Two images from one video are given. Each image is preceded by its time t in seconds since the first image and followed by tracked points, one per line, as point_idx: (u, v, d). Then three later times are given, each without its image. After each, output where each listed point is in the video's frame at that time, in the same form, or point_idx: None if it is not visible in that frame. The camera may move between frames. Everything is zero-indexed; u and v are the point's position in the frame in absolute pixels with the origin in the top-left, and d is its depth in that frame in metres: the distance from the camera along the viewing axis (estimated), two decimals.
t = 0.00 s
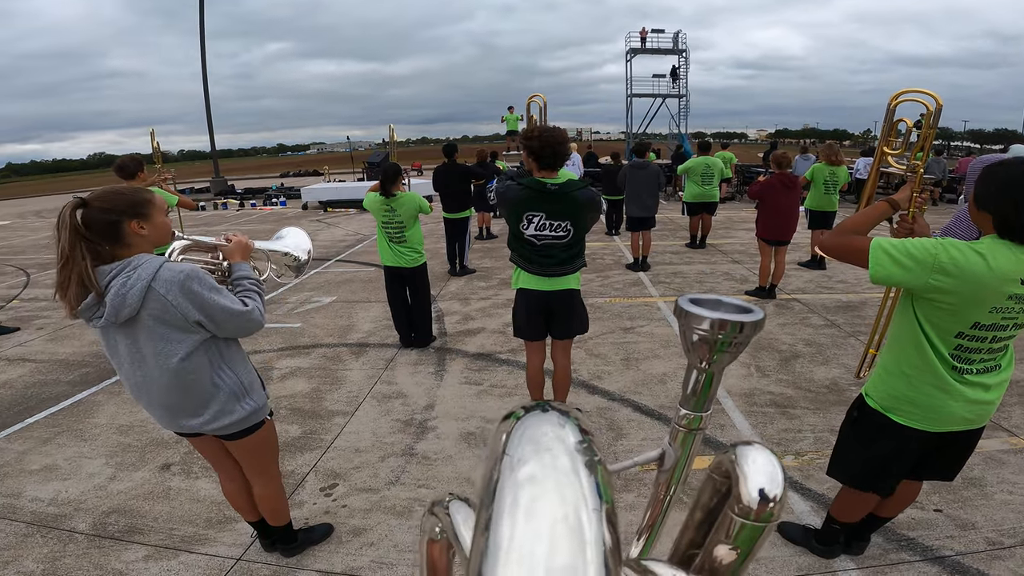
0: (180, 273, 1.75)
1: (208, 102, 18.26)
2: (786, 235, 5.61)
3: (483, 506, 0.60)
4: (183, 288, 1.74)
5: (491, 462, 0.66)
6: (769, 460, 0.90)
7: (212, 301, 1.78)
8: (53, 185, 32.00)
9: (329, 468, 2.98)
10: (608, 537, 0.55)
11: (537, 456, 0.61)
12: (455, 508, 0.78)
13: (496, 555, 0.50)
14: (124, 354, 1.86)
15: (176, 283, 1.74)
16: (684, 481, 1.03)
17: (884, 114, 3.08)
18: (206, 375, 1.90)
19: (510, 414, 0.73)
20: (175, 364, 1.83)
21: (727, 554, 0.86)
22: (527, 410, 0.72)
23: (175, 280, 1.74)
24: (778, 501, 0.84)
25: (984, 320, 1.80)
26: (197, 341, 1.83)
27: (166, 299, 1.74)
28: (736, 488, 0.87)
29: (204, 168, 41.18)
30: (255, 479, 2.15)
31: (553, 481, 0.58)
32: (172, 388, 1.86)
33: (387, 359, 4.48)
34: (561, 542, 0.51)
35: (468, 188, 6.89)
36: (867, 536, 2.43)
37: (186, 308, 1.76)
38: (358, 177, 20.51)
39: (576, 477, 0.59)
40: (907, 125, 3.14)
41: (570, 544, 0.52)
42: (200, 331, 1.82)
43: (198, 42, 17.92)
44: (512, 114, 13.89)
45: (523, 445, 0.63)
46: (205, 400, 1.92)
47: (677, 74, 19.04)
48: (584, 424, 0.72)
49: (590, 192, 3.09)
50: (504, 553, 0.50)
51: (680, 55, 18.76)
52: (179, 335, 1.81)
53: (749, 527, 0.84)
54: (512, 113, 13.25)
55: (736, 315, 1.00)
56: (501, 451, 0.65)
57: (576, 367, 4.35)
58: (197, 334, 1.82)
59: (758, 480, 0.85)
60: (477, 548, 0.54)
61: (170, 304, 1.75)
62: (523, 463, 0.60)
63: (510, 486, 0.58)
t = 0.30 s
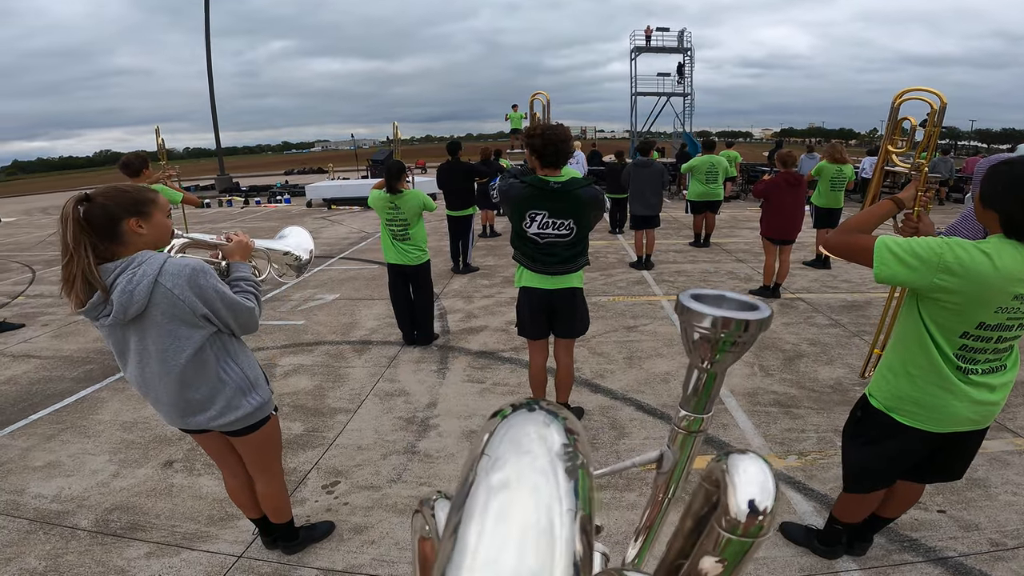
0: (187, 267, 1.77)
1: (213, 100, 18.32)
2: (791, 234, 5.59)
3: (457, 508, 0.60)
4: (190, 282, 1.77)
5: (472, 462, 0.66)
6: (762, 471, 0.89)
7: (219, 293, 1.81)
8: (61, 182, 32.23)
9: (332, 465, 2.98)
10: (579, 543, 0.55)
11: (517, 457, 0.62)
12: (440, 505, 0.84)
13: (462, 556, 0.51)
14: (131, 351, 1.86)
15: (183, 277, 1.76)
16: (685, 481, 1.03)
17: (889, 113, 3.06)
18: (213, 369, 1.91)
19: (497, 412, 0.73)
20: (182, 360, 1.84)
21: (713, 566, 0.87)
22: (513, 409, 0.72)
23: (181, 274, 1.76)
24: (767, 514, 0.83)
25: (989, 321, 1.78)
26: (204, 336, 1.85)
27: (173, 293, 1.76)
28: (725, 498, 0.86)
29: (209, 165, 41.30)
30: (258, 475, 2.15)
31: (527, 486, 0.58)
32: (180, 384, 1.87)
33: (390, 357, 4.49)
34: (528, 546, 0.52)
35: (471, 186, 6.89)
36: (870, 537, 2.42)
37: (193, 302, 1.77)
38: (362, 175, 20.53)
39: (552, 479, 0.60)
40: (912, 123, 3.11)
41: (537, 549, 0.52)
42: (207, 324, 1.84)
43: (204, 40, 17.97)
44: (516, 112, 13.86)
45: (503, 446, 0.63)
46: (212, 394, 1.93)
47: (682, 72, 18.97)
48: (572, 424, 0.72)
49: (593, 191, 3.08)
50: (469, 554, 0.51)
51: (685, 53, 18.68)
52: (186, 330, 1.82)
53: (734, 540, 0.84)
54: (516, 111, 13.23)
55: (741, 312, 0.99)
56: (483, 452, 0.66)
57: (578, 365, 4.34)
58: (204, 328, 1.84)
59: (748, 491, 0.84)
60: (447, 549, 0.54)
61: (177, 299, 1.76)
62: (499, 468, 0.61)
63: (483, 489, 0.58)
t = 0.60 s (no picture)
0: (201, 266, 1.77)
1: (217, 98, 18.35)
2: (796, 235, 5.56)
3: (527, 512, 0.61)
4: (204, 281, 1.76)
5: (531, 469, 0.67)
6: (807, 473, 0.89)
7: (233, 291, 1.82)
8: (65, 180, 32.31)
9: (337, 465, 2.97)
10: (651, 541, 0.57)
11: (579, 462, 0.63)
12: (489, 507, 0.80)
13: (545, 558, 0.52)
14: (145, 352, 1.85)
15: (197, 276, 1.76)
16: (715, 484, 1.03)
17: (900, 115, 3.04)
18: (226, 368, 1.90)
19: (543, 422, 0.73)
20: (197, 360, 1.83)
21: (760, 561, 0.87)
22: (561, 418, 0.72)
23: (196, 273, 1.76)
24: (816, 514, 0.84)
25: (998, 323, 1.77)
26: (218, 335, 1.84)
27: (188, 292, 1.75)
28: (775, 499, 0.86)
29: (212, 164, 41.39)
30: (266, 474, 2.15)
31: (596, 489, 0.59)
32: (195, 384, 1.86)
33: (394, 357, 4.48)
34: (606, 545, 0.54)
35: (475, 186, 6.88)
36: (876, 539, 2.39)
37: (208, 300, 1.77)
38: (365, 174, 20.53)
39: (617, 481, 0.61)
40: (923, 125, 3.08)
41: (616, 548, 0.54)
42: (221, 323, 1.84)
43: (209, 39, 18.01)
44: (520, 112, 13.86)
45: (566, 451, 0.64)
46: (227, 394, 1.92)
47: (685, 73, 18.95)
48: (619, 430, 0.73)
49: (601, 191, 3.06)
50: (554, 556, 0.52)
51: (689, 53, 18.63)
52: (201, 330, 1.81)
53: (784, 538, 0.84)
54: (519, 111, 13.23)
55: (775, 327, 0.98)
56: (541, 459, 0.66)
57: (583, 366, 4.33)
58: (219, 327, 1.84)
59: (797, 492, 0.84)
60: (526, 554, 0.55)
61: (193, 299, 1.76)
62: (566, 472, 0.61)
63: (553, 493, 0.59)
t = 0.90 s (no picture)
0: (208, 268, 1.77)
1: (221, 101, 18.43)
2: (798, 239, 5.55)
3: (533, 502, 0.61)
4: (212, 283, 1.76)
5: (537, 461, 0.67)
6: (799, 460, 0.91)
7: (239, 294, 1.82)
8: (69, 182, 32.38)
9: (339, 467, 2.97)
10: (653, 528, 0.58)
11: (585, 451, 0.63)
12: (495, 500, 0.80)
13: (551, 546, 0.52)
14: (150, 354, 1.85)
15: (205, 279, 1.75)
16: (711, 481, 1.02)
17: (905, 118, 3.04)
18: (231, 371, 1.90)
19: (547, 416, 0.73)
20: (203, 362, 1.83)
21: (756, 545, 0.86)
22: (565, 410, 0.72)
23: (204, 275, 1.76)
24: (806, 499, 0.85)
25: (1002, 327, 1.76)
26: (224, 338, 1.84)
27: (196, 295, 1.75)
28: (767, 484, 0.88)
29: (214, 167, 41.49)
30: (268, 476, 2.14)
31: (601, 477, 0.60)
32: (200, 387, 1.86)
33: (396, 359, 4.47)
34: (610, 528, 0.53)
35: (478, 189, 6.89)
36: (879, 541, 2.38)
37: (216, 303, 1.77)
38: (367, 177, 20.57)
39: (619, 469, 0.62)
40: (930, 128, 3.06)
41: (619, 530, 0.54)
42: (228, 326, 1.84)
43: (212, 42, 18.10)
44: (521, 115, 13.88)
45: (570, 442, 0.64)
46: (232, 396, 1.92)
47: (687, 76, 18.98)
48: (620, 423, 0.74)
49: (603, 195, 3.06)
50: (559, 543, 0.52)
51: (690, 56, 18.66)
52: (207, 332, 1.81)
53: (779, 521, 0.85)
54: (521, 114, 13.26)
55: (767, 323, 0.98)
56: (547, 449, 0.66)
57: (585, 369, 4.32)
58: (224, 330, 1.84)
59: (790, 477, 0.86)
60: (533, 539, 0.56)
61: (201, 301, 1.76)
62: (571, 460, 0.62)
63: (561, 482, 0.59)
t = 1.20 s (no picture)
0: (209, 279, 1.78)
1: (224, 111, 18.58)
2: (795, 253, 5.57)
3: (514, 513, 0.62)
4: (213, 294, 1.78)
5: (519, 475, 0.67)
6: (774, 474, 0.92)
7: (239, 305, 1.83)
8: (71, 191, 32.47)
9: (334, 477, 2.95)
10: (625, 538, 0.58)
11: (565, 468, 0.63)
12: (482, 510, 0.81)
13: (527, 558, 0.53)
14: (147, 363, 1.85)
15: (205, 289, 1.77)
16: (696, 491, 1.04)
17: (904, 132, 3.08)
18: (228, 381, 1.90)
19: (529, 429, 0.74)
20: (201, 372, 1.84)
21: (732, 558, 0.88)
22: (549, 424, 0.73)
23: (204, 286, 1.77)
24: (780, 513, 0.86)
25: (998, 342, 1.76)
26: (223, 348, 1.85)
27: (197, 306, 1.76)
28: (742, 499, 0.89)
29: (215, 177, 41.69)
30: (263, 485, 2.13)
31: (579, 490, 0.60)
32: (197, 396, 1.86)
33: (393, 370, 4.47)
34: (585, 544, 0.54)
35: (477, 201, 6.93)
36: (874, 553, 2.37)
37: (215, 314, 1.79)
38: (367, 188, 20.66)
39: (598, 484, 0.62)
40: (930, 143, 3.08)
41: (594, 545, 0.54)
42: (226, 337, 1.85)
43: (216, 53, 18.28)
44: (522, 127, 13.97)
45: (552, 458, 0.64)
46: (228, 406, 1.92)
47: (687, 89, 19.16)
48: (602, 437, 0.74)
49: (601, 208, 3.07)
50: (535, 554, 0.52)
51: (690, 69, 18.85)
52: (206, 342, 1.82)
53: (754, 536, 0.86)
54: (522, 126, 13.36)
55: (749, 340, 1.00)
56: (529, 463, 0.67)
57: (582, 382, 4.32)
58: (223, 340, 1.84)
59: (762, 492, 0.87)
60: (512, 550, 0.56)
61: (201, 311, 1.77)
62: (551, 473, 0.63)
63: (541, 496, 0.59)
